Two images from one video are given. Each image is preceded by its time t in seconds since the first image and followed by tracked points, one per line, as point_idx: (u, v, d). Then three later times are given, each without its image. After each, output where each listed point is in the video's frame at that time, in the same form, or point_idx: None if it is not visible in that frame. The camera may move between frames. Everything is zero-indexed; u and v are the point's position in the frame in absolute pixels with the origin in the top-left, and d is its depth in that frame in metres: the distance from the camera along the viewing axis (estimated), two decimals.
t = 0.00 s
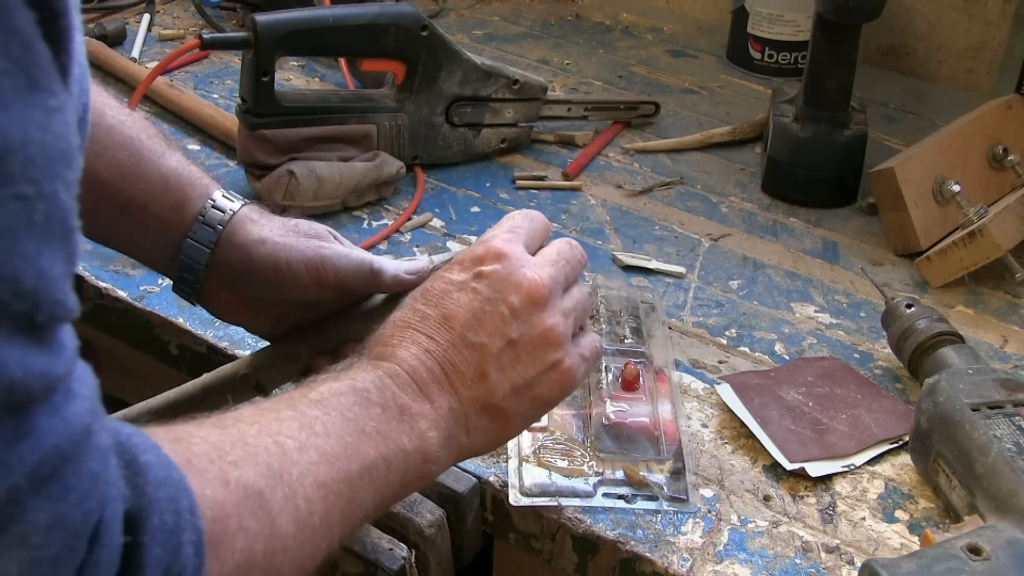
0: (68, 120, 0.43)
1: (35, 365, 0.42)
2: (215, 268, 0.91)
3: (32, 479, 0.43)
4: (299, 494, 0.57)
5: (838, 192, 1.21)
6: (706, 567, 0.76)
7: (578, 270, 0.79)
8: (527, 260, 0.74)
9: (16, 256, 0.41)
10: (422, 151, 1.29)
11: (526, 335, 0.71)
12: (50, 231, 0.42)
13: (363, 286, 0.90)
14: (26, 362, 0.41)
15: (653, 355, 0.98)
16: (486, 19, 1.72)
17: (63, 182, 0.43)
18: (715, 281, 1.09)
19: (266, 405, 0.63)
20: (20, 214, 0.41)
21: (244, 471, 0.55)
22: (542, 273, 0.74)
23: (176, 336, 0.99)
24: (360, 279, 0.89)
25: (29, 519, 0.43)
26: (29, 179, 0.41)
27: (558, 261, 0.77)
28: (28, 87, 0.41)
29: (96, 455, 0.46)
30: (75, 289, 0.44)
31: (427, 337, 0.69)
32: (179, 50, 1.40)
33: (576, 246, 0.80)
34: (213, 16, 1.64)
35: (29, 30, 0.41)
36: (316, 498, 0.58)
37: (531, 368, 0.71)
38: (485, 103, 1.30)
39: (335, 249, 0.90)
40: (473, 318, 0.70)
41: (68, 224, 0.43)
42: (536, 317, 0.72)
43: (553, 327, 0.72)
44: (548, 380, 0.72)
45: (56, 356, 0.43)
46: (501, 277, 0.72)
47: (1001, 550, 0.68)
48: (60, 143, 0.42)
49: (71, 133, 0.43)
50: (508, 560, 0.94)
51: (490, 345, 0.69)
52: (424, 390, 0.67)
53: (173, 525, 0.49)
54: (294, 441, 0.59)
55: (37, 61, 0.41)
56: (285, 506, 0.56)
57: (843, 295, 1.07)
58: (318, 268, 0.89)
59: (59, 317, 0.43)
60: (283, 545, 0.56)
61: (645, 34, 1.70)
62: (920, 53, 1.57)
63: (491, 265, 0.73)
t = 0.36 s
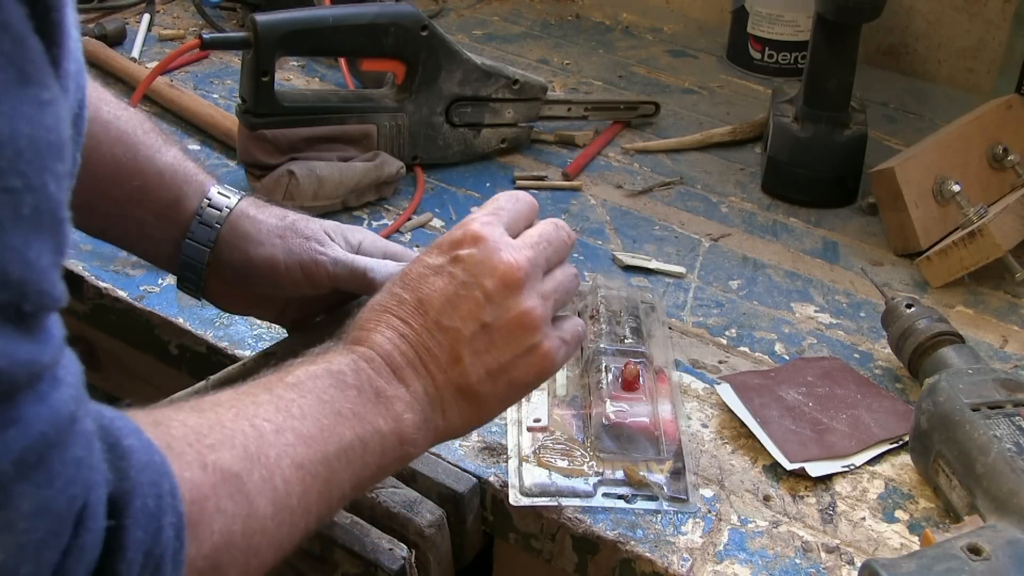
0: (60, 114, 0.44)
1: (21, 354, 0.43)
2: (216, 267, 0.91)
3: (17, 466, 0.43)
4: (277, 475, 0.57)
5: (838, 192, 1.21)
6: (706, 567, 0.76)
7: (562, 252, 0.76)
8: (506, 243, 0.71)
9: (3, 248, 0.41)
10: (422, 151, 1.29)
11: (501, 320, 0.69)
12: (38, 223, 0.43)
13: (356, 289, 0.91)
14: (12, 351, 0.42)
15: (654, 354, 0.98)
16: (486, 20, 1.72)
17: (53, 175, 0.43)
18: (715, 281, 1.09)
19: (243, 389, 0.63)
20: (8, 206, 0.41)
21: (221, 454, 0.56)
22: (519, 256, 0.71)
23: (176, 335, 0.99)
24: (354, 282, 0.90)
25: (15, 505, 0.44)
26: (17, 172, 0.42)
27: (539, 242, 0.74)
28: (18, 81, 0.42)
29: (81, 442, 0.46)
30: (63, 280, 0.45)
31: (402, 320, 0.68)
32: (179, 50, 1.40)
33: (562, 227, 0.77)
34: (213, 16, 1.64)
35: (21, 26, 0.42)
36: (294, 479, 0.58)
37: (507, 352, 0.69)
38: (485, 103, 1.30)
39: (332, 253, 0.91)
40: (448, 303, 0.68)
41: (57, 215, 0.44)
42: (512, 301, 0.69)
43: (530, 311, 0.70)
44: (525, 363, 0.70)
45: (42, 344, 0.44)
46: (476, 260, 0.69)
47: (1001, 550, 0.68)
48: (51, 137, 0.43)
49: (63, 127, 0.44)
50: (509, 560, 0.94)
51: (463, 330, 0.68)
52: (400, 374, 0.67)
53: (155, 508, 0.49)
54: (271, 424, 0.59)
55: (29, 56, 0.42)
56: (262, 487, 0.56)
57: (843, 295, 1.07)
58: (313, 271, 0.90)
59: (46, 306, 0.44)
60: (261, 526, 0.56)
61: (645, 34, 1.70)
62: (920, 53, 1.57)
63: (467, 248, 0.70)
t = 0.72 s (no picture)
0: (60, 105, 0.44)
1: (24, 346, 0.43)
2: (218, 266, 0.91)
3: (21, 457, 0.43)
4: (282, 475, 0.57)
5: (838, 192, 1.21)
6: (706, 567, 0.76)
7: (555, 244, 0.75)
8: (500, 240, 0.71)
9: (6, 238, 0.41)
10: (422, 151, 1.29)
11: (500, 315, 0.68)
12: (40, 214, 0.43)
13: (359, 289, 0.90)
14: (15, 342, 0.42)
15: (654, 354, 0.98)
16: (486, 20, 1.72)
17: (54, 166, 0.43)
18: (715, 281, 1.09)
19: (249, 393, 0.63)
20: (11, 196, 0.42)
21: (225, 453, 0.56)
22: (514, 252, 0.70)
23: (176, 335, 0.99)
24: (357, 282, 0.90)
25: (18, 496, 0.43)
26: (20, 162, 0.42)
27: (532, 239, 0.73)
28: (20, 70, 0.42)
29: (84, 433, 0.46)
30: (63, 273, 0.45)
31: (403, 323, 0.68)
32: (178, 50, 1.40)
33: (553, 221, 0.76)
34: (213, 16, 1.64)
35: (22, 15, 0.42)
36: (299, 479, 0.58)
37: (510, 347, 0.68)
38: (485, 103, 1.30)
39: (335, 254, 0.91)
40: (446, 303, 0.67)
41: (57, 208, 0.44)
42: (509, 296, 0.68)
43: (528, 305, 0.69)
44: (528, 358, 0.69)
45: (46, 336, 0.44)
46: (471, 258, 0.68)
47: (1001, 550, 0.68)
48: (52, 128, 0.43)
49: (63, 119, 0.44)
50: (508, 560, 0.94)
51: (464, 328, 0.67)
52: (404, 375, 0.66)
53: (160, 504, 0.49)
54: (275, 425, 0.59)
55: (31, 46, 0.43)
56: (268, 486, 0.57)
57: (843, 295, 1.07)
58: (317, 273, 0.90)
59: (48, 299, 0.44)
60: (266, 524, 0.56)
61: (645, 34, 1.70)
62: (920, 53, 1.58)
63: (461, 248, 0.69)
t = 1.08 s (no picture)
0: (66, 104, 0.44)
1: (37, 347, 0.43)
2: (215, 262, 0.92)
3: (36, 457, 0.43)
4: (296, 480, 0.57)
5: (838, 192, 1.21)
6: (706, 567, 0.76)
7: (570, 254, 0.75)
8: (516, 247, 0.71)
9: (17, 236, 0.41)
10: (422, 151, 1.29)
11: (518, 323, 0.68)
12: (50, 213, 0.43)
13: (357, 271, 0.87)
14: (28, 343, 0.42)
15: (654, 355, 0.98)
16: (486, 20, 1.72)
17: (63, 164, 0.43)
18: (715, 281, 1.09)
19: (259, 397, 0.63)
20: (22, 194, 0.41)
21: (240, 456, 0.56)
22: (530, 260, 0.70)
23: (176, 335, 0.99)
24: (354, 263, 0.87)
25: (34, 496, 0.44)
26: (30, 160, 0.42)
27: (546, 246, 0.73)
28: (28, 69, 0.42)
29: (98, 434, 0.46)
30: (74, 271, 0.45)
31: (420, 329, 0.68)
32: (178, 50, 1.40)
33: (569, 230, 0.76)
34: (213, 16, 1.64)
35: (32, 14, 0.42)
36: (313, 484, 0.58)
37: (525, 353, 0.68)
38: (485, 103, 1.30)
39: (330, 235, 0.89)
40: (463, 309, 0.69)
41: (67, 206, 0.44)
42: (526, 303, 0.69)
43: (545, 313, 0.69)
44: (543, 365, 0.69)
45: (58, 337, 0.44)
46: (490, 264, 0.70)
47: (1001, 550, 0.68)
48: (61, 126, 0.43)
49: (70, 117, 0.44)
50: (508, 559, 0.94)
51: (480, 334, 0.68)
52: (419, 380, 0.67)
53: (174, 506, 0.49)
54: (290, 429, 0.59)
55: (39, 45, 0.42)
56: (282, 490, 0.56)
57: (843, 295, 1.07)
58: (313, 254, 0.88)
59: (60, 299, 0.44)
60: (280, 529, 0.56)
61: (645, 34, 1.70)
62: (920, 53, 1.58)
63: (479, 253, 0.71)
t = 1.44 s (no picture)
0: (73, 98, 0.44)
1: (49, 341, 0.43)
2: (214, 259, 0.93)
3: (46, 450, 0.43)
4: (305, 475, 0.57)
5: (838, 192, 1.21)
6: (706, 567, 0.76)
7: (575, 248, 0.76)
8: (520, 241, 0.72)
9: (27, 230, 0.41)
10: (422, 151, 1.29)
11: (522, 316, 0.69)
12: (58, 207, 0.43)
13: (357, 267, 0.88)
14: (41, 338, 0.42)
15: (654, 354, 0.98)
16: (486, 20, 1.72)
17: (71, 158, 0.43)
18: (715, 281, 1.09)
19: (266, 394, 0.63)
20: (32, 187, 0.41)
21: (249, 452, 0.56)
22: (534, 254, 0.71)
23: (176, 335, 0.99)
24: (354, 259, 0.88)
25: (44, 489, 0.44)
26: (39, 154, 0.42)
27: (551, 240, 0.74)
28: (36, 63, 0.42)
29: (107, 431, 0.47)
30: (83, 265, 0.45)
31: (425, 323, 0.68)
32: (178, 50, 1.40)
33: (569, 224, 0.77)
34: (213, 16, 1.64)
35: (40, 8, 0.42)
36: (322, 480, 0.58)
37: (528, 348, 0.69)
38: (485, 103, 1.31)
39: (328, 230, 0.89)
40: (467, 302, 0.69)
41: (75, 201, 0.44)
42: (530, 297, 0.70)
43: (549, 306, 0.70)
44: (547, 358, 0.70)
45: (67, 333, 0.44)
46: (493, 258, 0.70)
47: (1000, 550, 0.68)
48: (69, 121, 0.43)
49: (78, 111, 0.44)
50: (508, 559, 0.94)
51: (486, 328, 0.68)
52: (425, 374, 0.66)
53: (185, 501, 0.49)
54: (297, 425, 0.59)
55: (47, 39, 0.42)
56: (291, 486, 0.56)
57: (843, 295, 1.07)
58: (311, 250, 0.89)
59: (69, 293, 0.44)
60: (291, 525, 0.56)
61: (644, 34, 1.70)
62: (920, 53, 1.58)
63: (483, 247, 0.71)
